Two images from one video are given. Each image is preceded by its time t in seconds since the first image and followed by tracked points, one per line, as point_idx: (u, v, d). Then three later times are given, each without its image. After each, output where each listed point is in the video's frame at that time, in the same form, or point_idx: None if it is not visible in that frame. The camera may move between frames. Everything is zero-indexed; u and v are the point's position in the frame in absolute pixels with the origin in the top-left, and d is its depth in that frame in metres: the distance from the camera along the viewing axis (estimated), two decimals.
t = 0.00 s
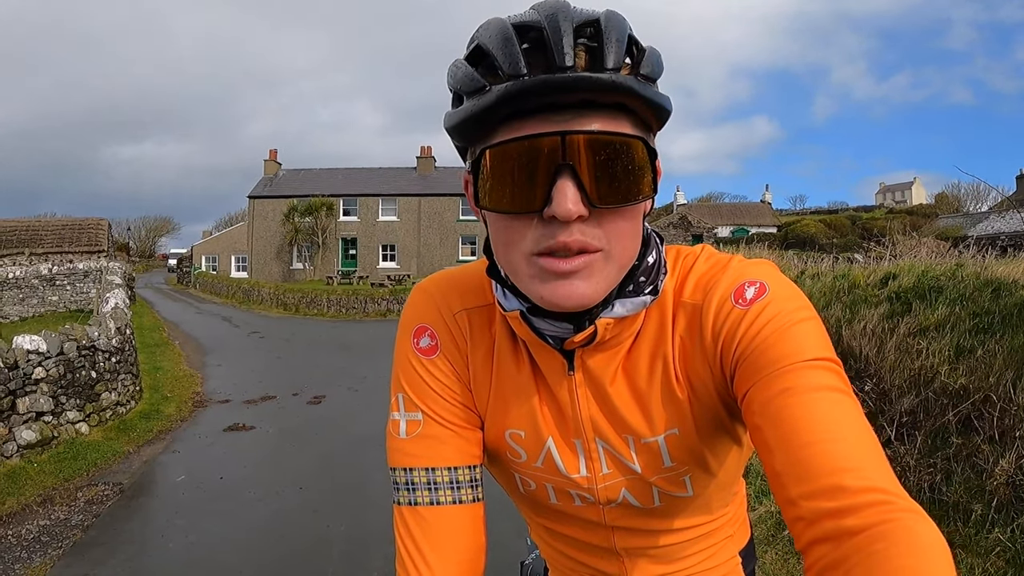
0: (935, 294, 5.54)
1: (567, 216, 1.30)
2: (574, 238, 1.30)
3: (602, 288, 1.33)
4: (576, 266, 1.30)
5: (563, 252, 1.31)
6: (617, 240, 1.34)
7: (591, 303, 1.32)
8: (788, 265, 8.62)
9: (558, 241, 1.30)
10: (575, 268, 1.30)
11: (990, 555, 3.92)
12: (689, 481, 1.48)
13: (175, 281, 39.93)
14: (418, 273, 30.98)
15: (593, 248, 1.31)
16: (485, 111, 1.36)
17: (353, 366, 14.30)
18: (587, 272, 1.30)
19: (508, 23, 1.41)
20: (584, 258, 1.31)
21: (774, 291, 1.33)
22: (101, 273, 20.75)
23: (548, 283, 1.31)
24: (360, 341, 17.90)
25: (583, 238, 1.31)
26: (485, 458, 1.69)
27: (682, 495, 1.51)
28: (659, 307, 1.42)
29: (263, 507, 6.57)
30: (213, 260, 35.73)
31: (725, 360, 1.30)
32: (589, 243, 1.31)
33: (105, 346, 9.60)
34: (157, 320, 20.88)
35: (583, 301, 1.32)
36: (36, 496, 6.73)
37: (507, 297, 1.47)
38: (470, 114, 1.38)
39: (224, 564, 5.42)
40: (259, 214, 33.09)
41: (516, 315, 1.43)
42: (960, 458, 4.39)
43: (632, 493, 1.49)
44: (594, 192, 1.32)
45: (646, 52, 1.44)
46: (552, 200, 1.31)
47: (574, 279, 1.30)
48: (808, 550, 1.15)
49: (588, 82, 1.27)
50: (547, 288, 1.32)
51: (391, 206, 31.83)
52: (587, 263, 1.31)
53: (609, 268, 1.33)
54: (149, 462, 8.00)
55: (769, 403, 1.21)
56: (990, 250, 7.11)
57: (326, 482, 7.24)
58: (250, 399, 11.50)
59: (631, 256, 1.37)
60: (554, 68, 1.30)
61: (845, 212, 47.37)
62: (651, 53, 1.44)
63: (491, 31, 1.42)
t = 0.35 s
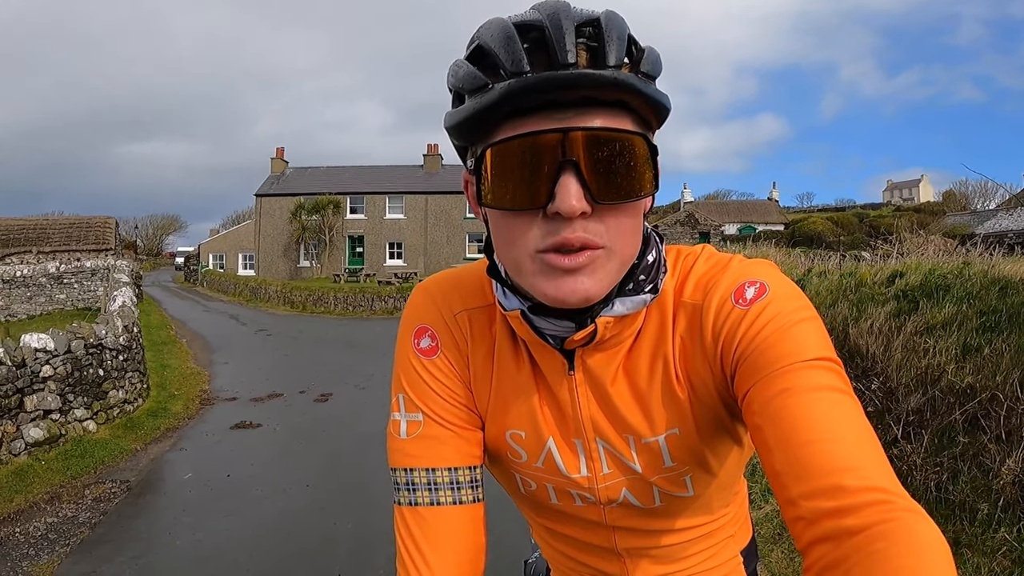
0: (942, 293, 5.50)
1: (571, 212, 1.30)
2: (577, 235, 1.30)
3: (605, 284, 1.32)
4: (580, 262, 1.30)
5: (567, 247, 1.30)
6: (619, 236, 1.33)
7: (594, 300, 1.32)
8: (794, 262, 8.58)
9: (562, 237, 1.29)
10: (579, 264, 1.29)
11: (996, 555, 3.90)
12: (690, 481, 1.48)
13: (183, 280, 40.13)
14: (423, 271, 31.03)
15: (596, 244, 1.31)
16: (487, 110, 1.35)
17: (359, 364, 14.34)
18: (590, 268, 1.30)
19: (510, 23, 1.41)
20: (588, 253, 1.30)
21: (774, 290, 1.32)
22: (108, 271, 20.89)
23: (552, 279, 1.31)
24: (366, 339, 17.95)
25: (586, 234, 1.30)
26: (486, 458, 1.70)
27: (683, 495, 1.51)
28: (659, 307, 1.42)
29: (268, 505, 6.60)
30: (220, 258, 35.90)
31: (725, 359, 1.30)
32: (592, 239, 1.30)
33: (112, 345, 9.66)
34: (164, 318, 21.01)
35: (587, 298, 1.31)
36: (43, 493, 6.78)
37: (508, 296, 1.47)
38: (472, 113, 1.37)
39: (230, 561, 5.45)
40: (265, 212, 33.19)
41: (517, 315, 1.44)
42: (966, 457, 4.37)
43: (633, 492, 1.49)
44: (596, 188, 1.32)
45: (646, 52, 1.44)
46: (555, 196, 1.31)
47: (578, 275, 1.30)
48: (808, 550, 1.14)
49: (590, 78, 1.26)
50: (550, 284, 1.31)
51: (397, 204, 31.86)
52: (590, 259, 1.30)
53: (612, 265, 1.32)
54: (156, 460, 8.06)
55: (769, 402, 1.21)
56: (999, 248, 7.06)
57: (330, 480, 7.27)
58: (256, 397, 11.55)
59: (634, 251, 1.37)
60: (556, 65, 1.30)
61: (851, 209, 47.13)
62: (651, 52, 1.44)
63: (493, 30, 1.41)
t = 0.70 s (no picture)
0: (939, 291, 5.51)
1: (499, 220, 1.31)
2: (511, 241, 1.31)
3: (540, 292, 1.31)
4: (510, 270, 1.31)
5: (505, 252, 1.32)
6: (559, 244, 1.31)
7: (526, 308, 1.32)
8: (791, 260, 8.58)
9: (497, 242, 1.32)
10: (515, 269, 1.30)
11: (994, 552, 3.92)
12: (688, 482, 1.47)
13: (180, 279, 40.05)
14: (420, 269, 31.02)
15: (532, 251, 1.31)
16: (443, 118, 1.43)
17: (357, 363, 14.33)
18: (521, 277, 1.30)
19: (476, 30, 1.44)
20: (527, 260, 1.31)
21: (773, 291, 1.32)
22: (105, 270, 20.82)
23: (486, 285, 1.35)
24: (364, 337, 17.93)
25: (519, 241, 1.31)
26: (484, 459, 1.69)
27: (682, 496, 1.50)
28: (658, 308, 1.42)
29: (266, 504, 6.60)
30: (216, 257, 35.81)
31: (724, 361, 1.30)
32: (525, 247, 1.31)
33: (110, 344, 9.62)
34: (161, 317, 20.96)
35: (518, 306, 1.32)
36: (41, 493, 6.76)
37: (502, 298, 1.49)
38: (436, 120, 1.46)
39: (228, 561, 5.44)
40: (262, 211, 33.11)
41: (511, 316, 1.45)
42: (964, 455, 4.38)
43: (631, 493, 1.48)
44: (531, 195, 1.31)
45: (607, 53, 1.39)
46: (490, 204, 1.34)
47: (508, 283, 1.31)
48: (806, 550, 1.14)
49: (513, 87, 1.26)
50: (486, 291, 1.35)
51: (394, 203, 31.81)
52: (522, 267, 1.30)
53: (548, 273, 1.31)
54: (153, 459, 8.04)
55: (767, 403, 1.21)
56: (997, 246, 7.07)
57: (328, 479, 7.26)
58: (253, 396, 11.53)
59: (587, 263, 1.33)
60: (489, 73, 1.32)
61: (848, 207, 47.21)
62: (612, 53, 1.39)
63: (464, 38, 1.46)
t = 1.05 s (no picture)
0: (924, 286, 5.58)
1: (452, 220, 1.39)
2: (464, 241, 1.38)
3: (486, 289, 1.35)
4: (462, 267, 1.39)
5: (460, 250, 1.40)
6: (503, 241, 1.34)
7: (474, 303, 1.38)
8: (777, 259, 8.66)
9: (454, 242, 1.40)
10: (467, 267, 1.37)
11: (985, 543, 3.99)
12: (690, 479, 1.48)
13: (164, 286, 39.65)
14: (405, 274, 30.91)
15: (479, 250, 1.36)
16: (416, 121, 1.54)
17: (346, 369, 14.24)
18: (470, 273, 1.37)
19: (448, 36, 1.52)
20: (480, 259, 1.36)
21: (774, 290, 1.33)
22: (88, 279, 20.54)
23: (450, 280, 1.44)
24: (352, 343, 17.82)
25: (469, 241, 1.37)
26: (487, 460, 1.69)
27: (683, 493, 1.52)
28: (657, 306, 1.43)
29: (259, 512, 6.54)
30: (201, 265, 35.45)
31: (725, 360, 1.31)
32: (474, 245, 1.36)
33: (95, 354, 9.49)
34: (146, 326, 20.72)
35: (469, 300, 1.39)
36: (29, 505, 6.65)
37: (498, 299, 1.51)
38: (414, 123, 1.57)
39: (222, 569, 5.38)
40: (247, 217, 32.86)
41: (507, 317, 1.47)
42: (953, 447, 4.44)
43: (633, 491, 1.49)
44: (474, 195, 1.35)
45: (560, 47, 1.37)
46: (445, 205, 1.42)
47: (461, 279, 1.39)
48: (808, 549, 1.16)
49: (449, 91, 1.34)
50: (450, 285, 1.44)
51: (378, 208, 31.62)
52: (470, 264, 1.37)
53: (494, 269, 1.35)
54: (142, 469, 7.94)
55: (768, 401, 1.22)
56: (977, 241, 7.16)
57: (321, 485, 7.21)
58: (241, 403, 11.43)
59: (536, 263, 1.33)
60: (437, 78, 1.40)
61: (831, 206, 47.73)
62: (565, 47, 1.37)
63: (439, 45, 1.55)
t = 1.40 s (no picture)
0: (922, 283, 5.58)
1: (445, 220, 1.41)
2: (457, 239, 1.39)
3: (478, 288, 1.36)
4: (456, 266, 1.40)
5: (456, 249, 1.41)
6: (493, 240, 1.34)
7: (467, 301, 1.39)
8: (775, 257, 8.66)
9: (448, 241, 1.41)
10: (462, 267, 1.38)
11: (984, 539, 4.00)
12: (690, 477, 1.49)
13: (162, 286, 39.62)
14: (404, 273, 30.90)
15: (472, 249, 1.37)
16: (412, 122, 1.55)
17: (344, 368, 14.23)
18: (464, 272, 1.38)
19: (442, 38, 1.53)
20: (474, 258, 1.37)
21: (775, 288, 1.33)
22: (86, 279, 20.50)
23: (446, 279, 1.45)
24: (350, 342, 17.82)
25: (461, 240, 1.38)
26: (489, 458, 1.70)
27: (684, 492, 1.52)
28: (657, 304, 1.43)
29: (259, 511, 6.54)
30: (199, 264, 35.41)
31: (725, 358, 1.31)
32: (467, 244, 1.38)
33: (94, 353, 9.48)
34: (144, 326, 20.71)
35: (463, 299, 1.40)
36: (29, 505, 6.65)
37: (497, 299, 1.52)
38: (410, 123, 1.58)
39: (222, 569, 5.38)
40: (245, 216, 32.82)
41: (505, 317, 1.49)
42: (951, 444, 4.46)
43: (634, 489, 1.49)
44: (464, 195, 1.36)
45: (551, 44, 1.37)
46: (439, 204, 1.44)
47: (456, 278, 1.41)
48: (809, 548, 1.16)
49: (437, 91, 1.34)
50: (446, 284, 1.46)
51: (376, 206, 31.62)
52: (463, 263, 1.38)
53: (485, 268, 1.35)
54: (141, 469, 7.94)
55: (769, 400, 1.23)
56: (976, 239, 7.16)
57: (320, 484, 7.21)
58: (239, 403, 11.42)
59: (526, 261, 1.32)
60: (429, 78, 1.41)
61: (829, 203, 47.79)
62: (556, 44, 1.37)
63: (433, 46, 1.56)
